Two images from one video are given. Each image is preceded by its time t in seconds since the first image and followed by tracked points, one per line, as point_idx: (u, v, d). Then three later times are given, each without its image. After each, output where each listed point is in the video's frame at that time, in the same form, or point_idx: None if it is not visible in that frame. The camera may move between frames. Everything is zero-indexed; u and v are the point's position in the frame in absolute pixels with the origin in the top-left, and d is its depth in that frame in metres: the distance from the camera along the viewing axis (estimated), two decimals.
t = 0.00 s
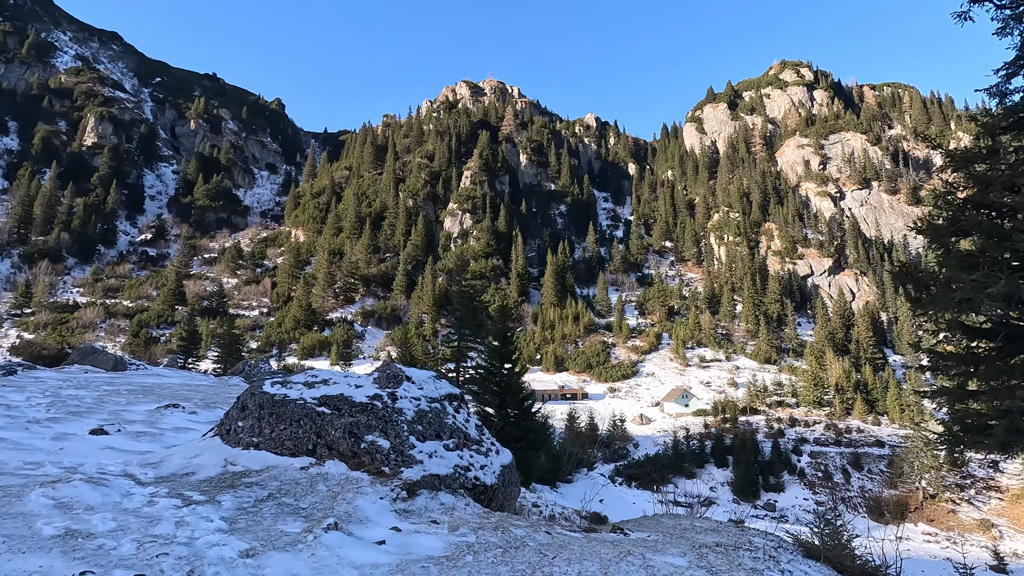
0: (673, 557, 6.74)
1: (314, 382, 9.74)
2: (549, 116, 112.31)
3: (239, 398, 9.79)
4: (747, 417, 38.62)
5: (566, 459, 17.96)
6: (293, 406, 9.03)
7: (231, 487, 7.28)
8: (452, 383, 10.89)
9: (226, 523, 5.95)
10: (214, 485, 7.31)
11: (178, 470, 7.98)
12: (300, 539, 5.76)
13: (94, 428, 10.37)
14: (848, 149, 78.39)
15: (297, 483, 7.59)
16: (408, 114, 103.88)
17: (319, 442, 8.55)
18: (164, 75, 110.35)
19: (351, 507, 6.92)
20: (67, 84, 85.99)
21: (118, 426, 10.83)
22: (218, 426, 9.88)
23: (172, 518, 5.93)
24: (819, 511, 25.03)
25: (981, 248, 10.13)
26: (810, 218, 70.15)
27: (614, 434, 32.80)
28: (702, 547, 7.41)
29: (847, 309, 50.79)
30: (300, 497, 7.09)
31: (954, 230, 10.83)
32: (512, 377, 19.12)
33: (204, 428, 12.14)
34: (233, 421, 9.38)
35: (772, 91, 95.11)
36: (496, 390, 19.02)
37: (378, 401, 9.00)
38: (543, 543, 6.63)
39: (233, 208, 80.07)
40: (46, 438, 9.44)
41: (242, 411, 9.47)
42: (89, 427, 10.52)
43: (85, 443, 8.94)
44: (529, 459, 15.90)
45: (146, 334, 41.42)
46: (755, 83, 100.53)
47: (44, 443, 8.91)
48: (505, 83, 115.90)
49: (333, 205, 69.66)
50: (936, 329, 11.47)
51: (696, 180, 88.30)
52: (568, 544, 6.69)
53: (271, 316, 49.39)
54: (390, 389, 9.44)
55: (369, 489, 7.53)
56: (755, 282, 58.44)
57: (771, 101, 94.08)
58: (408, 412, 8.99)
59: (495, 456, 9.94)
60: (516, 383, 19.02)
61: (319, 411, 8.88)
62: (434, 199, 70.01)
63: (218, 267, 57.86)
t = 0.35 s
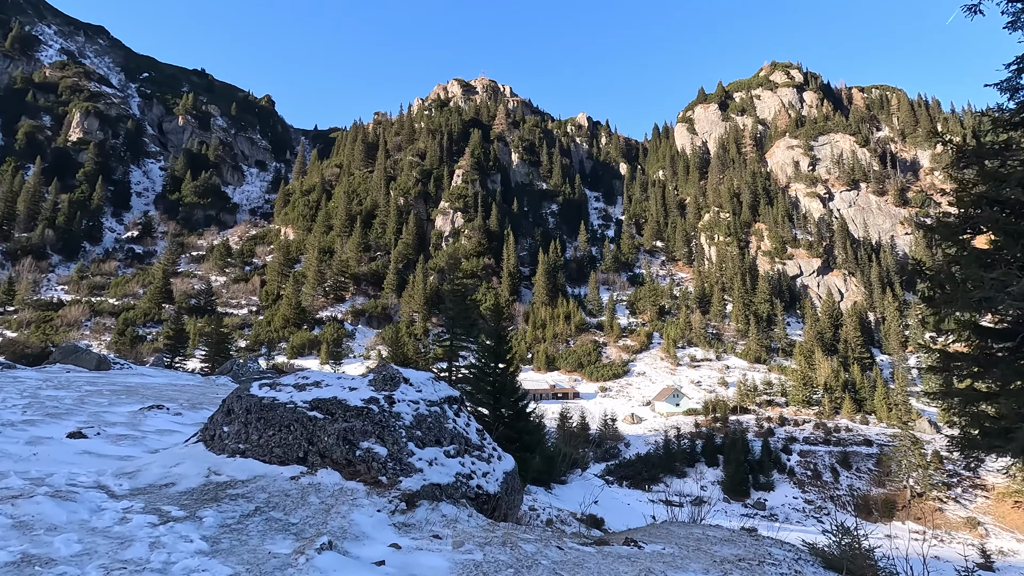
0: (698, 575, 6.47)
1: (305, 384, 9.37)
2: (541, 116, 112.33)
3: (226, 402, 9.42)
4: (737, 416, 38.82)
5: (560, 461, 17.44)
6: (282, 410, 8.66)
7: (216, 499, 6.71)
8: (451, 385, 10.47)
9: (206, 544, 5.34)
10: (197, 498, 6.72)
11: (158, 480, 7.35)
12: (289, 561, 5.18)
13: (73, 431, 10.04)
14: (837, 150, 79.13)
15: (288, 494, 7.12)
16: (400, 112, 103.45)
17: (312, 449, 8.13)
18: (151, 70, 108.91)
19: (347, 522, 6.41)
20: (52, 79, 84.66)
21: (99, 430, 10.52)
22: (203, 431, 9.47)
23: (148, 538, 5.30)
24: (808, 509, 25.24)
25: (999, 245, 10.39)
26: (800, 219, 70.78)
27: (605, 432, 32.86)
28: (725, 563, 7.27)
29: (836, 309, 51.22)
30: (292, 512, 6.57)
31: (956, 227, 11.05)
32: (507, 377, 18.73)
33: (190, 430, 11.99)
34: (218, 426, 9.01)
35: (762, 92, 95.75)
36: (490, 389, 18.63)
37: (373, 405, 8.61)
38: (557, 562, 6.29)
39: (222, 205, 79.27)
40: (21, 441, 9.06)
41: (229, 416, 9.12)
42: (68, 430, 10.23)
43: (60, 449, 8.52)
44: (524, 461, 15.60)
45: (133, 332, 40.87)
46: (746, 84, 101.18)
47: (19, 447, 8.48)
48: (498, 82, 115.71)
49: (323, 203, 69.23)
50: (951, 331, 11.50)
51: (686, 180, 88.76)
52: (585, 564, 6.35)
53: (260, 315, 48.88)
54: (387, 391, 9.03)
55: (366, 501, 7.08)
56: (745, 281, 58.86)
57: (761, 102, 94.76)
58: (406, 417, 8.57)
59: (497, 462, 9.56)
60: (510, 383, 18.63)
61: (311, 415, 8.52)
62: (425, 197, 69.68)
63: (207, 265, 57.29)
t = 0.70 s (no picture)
0: None
1: (307, 400, 8.86)
2: (538, 120, 112.71)
3: (222, 418, 8.94)
4: (734, 420, 38.77)
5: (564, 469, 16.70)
6: (281, 428, 8.12)
7: (210, 530, 6.09)
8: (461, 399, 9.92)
9: None
10: (189, 529, 6.10)
11: (146, 508, 6.79)
12: None
13: (59, 444, 9.81)
14: (831, 155, 79.64)
15: (292, 522, 6.50)
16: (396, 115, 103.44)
17: (314, 470, 7.55)
18: (146, 72, 108.50)
19: (358, 557, 5.81)
20: (45, 80, 84.16)
21: (86, 443, 10.29)
22: (197, 449, 8.92)
23: None
24: (805, 514, 25.23)
25: None
26: (795, 223, 71.14)
27: (602, 437, 32.74)
28: None
29: (831, 312, 51.39)
30: (297, 544, 5.94)
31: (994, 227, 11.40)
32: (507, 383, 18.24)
33: (182, 441, 11.82)
34: (213, 445, 8.47)
35: (757, 97, 96.25)
36: (491, 397, 17.96)
37: (381, 422, 8.04)
38: None
39: (216, 207, 78.82)
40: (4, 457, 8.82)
41: (224, 434, 8.60)
42: (55, 442, 10.06)
43: (44, 466, 8.27)
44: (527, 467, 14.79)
45: (125, 336, 40.55)
46: (741, 89, 101.79)
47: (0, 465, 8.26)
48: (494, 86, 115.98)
49: (318, 206, 69.03)
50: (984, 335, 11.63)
51: (682, 184, 89.10)
52: None
53: (255, 318, 48.61)
54: (395, 407, 8.48)
55: (375, 530, 6.48)
56: (740, 286, 59.05)
57: (756, 107, 95.35)
58: (417, 435, 8.00)
59: (511, 482, 8.99)
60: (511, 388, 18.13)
61: (313, 434, 7.97)
62: (421, 201, 69.55)
63: (201, 268, 56.90)
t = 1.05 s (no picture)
0: None
1: (310, 409, 8.69)
2: (538, 126, 113.05)
3: (219, 429, 8.78)
4: (736, 427, 38.54)
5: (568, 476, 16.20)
6: (283, 441, 7.94)
7: (204, 555, 5.94)
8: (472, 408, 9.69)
9: None
10: (180, 554, 5.96)
11: (135, 528, 6.68)
12: None
13: (51, 454, 9.71)
14: (831, 161, 79.80)
15: (293, 545, 6.35)
16: (397, 120, 103.71)
17: (318, 487, 7.37)
18: (148, 78, 108.95)
19: None
20: (48, 86, 84.50)
21: (80, 452, 10.19)
22: (192, 461, 8.77)
23: None
24: (809, 522, 25.01)
25: None
26: (795, 229, 71.11)
27: (604, 444, 32.49)
28: None
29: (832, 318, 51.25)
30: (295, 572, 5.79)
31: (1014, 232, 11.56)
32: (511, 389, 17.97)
33: (178, 450, 11.75)
34: (210, 458, 8.31)
35: (757, 103, 96.57)
36: (494, 405, 17.65)
37: (390, 434, 7.82)
38: None
39: (217, 212, 78.81)
40: None
41: (221, 446, 8.46)
42: (48, 451, 10.01)
43: (35, 479, 8.18)
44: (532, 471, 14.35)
45: (124, 341, 40.45)
46: (741, 95, 102.14)
47: None
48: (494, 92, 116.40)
49: (319, 211, 69.03)
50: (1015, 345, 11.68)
51: (682, 190, 89.19)
52: None
53: (254, 323, 48.50)
54: (404, 417, 8.27)
55: (384, 554, 6.30)
56: (741, 291, 58.92)
57: (756, 113, 95.62)
58: (427, 449, 7.77)
59: (526, 497, 8.67)
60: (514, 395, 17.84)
61: (317, 447, 7.80)
62: (421, 206, 69.55)
63: (200, 273, 56.79)
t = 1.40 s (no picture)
0: None
1: (313, 425, 8.18)
2: (541, 130, 113.35)
3: (215, 446, 8.33)
4: (741, 432, 38.22)
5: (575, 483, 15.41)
6: (285, 460, 7.42)
7: None
8: (485, 422, 9.11)
9: None
10: None
11: (117, 559, 6.22)
12: None
13: (46, 465, 9.69)
14: (835, 165, 79.72)
15: None
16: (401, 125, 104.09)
17: (322, 512, 6.85)
18: (153, 84, 109.78)
19: None
20: (54, 92, 85.19)
21: (75, 463, 10.16)
22: (185, 479, 8.30)
23: None
24: (816, 529, 24.71)
25: None
26: (800, 233, 70.89)
27: (608, 449, 32.25)
28: None
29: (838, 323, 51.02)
30: None
31: None
32: (518, 397, 17.73)
33: (176, 461, 11.67)
34: (205, 477, 7.84)
35: (760, 108, 96.67)
36: (502, 411, 17.55)
37: (400, 453, 7.25)
38: None
39: (221, 217, 79.09)
40: None
41: (216, 465, 7.99)
42: (41, 464, 9.93)
43: (23, 495, 8.02)
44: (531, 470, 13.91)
45: (128, 346, 40.56)
46: (744, 99, 102.26)
47: None
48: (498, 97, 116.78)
49: (323, 216, 69.19)
50: None
51: (686, 194, 89.17)
52: None
53: (258, 328, 48.54)
54: (415, 433, 7.69)
55: None
56: (746, 296, 58.71)
57: (759, 117, 95.65)
58: (441, 470, 7.18)
59: (545, 518, 8.04)
60: (521, 402, 17.62)
61: (320, 467, 7.26)
62: (425, 210, 69.63)
63: (204, 278, 56.87)
